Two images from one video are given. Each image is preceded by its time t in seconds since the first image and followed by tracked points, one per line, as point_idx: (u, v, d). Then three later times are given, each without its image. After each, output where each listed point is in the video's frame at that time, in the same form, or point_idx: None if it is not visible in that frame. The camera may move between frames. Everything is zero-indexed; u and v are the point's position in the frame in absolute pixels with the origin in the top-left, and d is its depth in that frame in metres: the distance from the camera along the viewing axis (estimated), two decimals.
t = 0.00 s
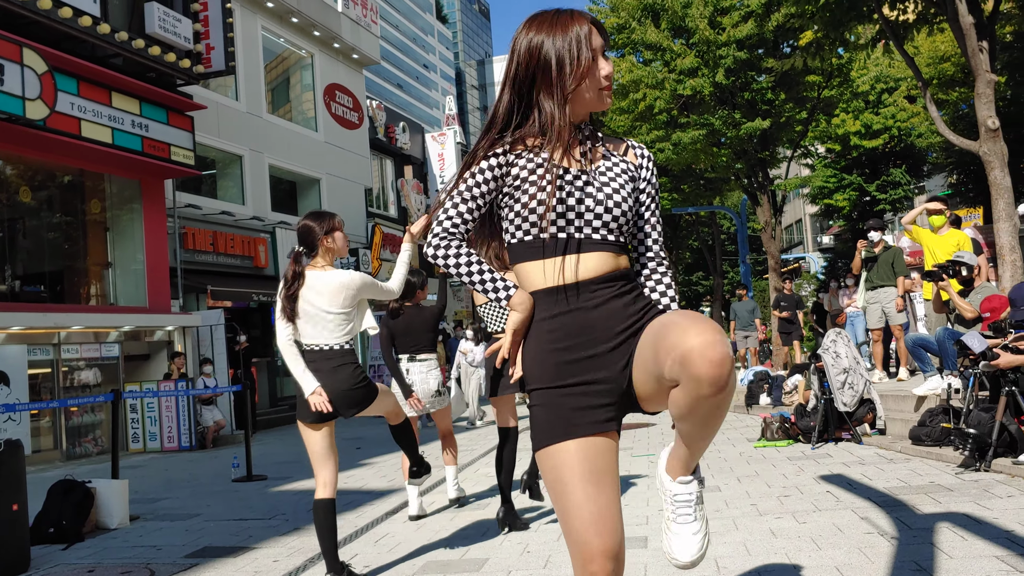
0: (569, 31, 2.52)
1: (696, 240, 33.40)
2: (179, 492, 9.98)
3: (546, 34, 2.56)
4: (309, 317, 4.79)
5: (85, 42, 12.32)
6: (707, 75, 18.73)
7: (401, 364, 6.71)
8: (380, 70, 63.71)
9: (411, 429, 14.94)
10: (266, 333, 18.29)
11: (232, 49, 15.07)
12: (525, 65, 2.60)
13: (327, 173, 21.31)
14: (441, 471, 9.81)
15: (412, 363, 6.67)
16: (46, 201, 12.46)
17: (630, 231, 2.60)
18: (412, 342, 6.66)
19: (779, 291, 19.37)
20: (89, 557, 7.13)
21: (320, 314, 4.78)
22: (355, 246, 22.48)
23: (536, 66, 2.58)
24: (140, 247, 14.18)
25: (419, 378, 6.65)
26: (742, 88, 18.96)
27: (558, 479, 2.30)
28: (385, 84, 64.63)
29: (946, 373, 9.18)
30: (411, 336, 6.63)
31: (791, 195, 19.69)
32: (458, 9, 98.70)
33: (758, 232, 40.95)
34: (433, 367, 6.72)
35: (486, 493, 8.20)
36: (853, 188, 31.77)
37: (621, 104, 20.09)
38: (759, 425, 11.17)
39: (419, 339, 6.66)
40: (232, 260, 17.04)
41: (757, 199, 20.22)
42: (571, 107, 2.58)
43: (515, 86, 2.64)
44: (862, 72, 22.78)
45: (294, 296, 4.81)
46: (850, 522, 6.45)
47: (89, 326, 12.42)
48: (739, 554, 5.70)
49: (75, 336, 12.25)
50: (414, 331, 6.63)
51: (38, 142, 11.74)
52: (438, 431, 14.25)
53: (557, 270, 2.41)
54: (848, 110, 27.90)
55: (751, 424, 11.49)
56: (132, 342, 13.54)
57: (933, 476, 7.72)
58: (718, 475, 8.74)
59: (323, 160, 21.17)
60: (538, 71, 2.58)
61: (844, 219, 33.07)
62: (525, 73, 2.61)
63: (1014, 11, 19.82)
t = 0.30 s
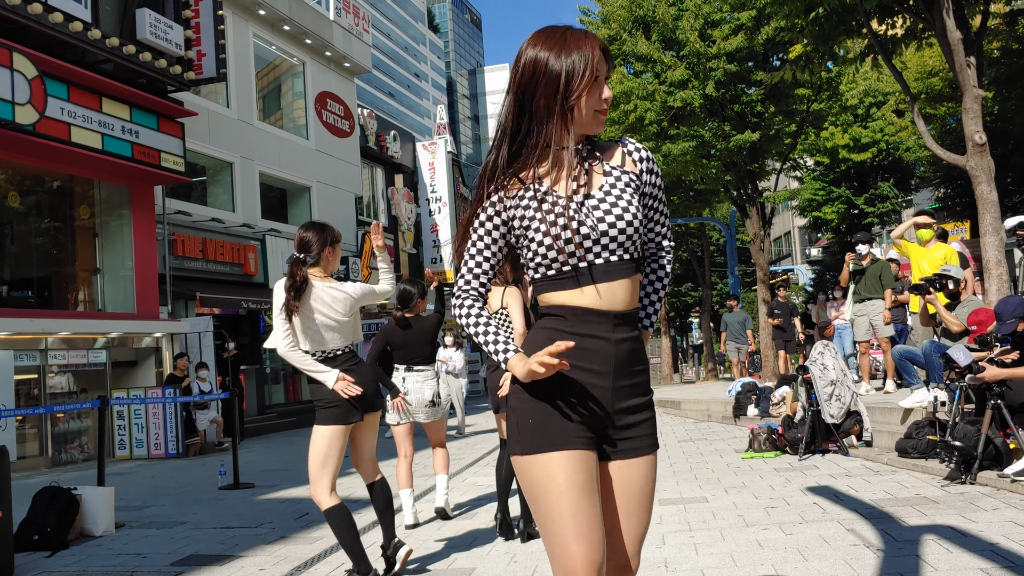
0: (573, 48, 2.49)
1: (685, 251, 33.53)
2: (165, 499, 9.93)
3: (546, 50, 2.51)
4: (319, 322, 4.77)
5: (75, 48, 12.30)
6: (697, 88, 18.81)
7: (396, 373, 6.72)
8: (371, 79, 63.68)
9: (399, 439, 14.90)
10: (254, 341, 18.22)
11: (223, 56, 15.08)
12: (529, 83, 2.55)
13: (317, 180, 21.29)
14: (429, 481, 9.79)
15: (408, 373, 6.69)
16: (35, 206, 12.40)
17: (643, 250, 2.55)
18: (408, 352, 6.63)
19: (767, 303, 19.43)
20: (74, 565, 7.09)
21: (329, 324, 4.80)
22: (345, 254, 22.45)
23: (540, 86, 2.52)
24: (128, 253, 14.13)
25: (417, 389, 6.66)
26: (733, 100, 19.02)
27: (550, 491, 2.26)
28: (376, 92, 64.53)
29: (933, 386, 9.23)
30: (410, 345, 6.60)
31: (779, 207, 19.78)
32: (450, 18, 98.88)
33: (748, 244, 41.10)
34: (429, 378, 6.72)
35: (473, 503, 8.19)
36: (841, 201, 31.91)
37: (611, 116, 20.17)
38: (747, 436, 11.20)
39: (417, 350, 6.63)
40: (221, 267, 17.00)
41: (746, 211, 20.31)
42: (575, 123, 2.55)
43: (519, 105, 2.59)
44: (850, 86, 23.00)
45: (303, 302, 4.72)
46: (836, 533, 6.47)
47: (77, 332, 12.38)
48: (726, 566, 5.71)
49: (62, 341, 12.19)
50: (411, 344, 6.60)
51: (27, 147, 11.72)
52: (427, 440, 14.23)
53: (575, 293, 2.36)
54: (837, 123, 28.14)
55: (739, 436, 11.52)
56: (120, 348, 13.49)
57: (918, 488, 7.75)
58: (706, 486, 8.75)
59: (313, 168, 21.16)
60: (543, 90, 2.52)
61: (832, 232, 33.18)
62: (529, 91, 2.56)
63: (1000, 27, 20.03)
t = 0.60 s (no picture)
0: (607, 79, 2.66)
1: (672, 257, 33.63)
2: (145, 502, 9.86)
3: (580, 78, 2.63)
4: (287, 342, 4.70)
5: (61, 47, 12.24)
6: (684, 95, 18.88)
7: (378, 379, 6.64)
8: (359, 82, 63.56)
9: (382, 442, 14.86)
10: (238, 343, 18.16)
11: (210, 57, 15.02)
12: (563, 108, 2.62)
13: (303, 183, 21.24)
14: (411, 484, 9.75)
15: (388, 376, 6.58)
16: (18, 205, 12.31)
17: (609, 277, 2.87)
18: (388, 353, 6.56)
19: (751, 310, 19.53)
20: (51, 568, 7.01)
21: (322, 342, 4.72)
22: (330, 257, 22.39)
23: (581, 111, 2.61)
24: (112, 253, 14.04)
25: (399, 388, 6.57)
26: (719, 107, 19.09)
27: (564, 553, 2.29)
28: (363, 95, 64.39)
29: (915, 394, 9.29)
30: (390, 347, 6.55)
31: (764, 215, 19.88)
32: (439, 21, 98.87)
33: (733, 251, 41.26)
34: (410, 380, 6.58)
35: (455, 508, 8.17)
36: (826, 210, 32.05)
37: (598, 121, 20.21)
38: (730, 442, 11.23)
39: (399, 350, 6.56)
40: (206, 268, 16.93)
41: (732, 218, 20.41)
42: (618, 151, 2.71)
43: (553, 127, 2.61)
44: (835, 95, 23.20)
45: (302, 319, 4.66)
46: (817, 541, 6.48)
47: (59, 332, 12.29)
48: (707, 573, 5.71)
49: (44, 342, 12.09)
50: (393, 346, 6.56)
51: (12, 146, 11.64)
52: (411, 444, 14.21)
53: (600, 326, 2.56)
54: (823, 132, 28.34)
55: (722, 442, 11.54)
56: (102, 349, 13.38)
57: (899, 496, 7.79)
58: (689, 493, 8.75)
59: (300, 171, 21.11)
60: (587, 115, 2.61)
61: (817, 240, 33.32)
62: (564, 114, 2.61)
63: (983, 39, 20.26)
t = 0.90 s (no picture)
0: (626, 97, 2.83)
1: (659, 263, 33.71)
2: (127, 506, 9.79)
3: (606, 97, 2.79)
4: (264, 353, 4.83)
5: (47, 47, 12.18)
6: (672, 101, 18.93)
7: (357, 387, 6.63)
8: (347, 85, 63.39)
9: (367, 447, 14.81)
10: (223, 346, 18.10)
11: (197, 59, 14.98)
12: (593, 123, 2.79)
13: (290, 186, 21.19)
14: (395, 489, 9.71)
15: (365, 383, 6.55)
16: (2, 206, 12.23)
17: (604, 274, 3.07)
18: (367, 360, 6.60)
19: (738, 316, 19.59)
20: (32, 571, 6.94)
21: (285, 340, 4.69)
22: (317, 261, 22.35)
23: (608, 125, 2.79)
24: (96, 255, 13.96)
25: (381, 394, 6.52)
26: (706, 114, 19.15)
27: (562, 561, 2.41)
28: (352, 99, 64.21)
29: (898, 402, 9.32)
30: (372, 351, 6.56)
31: (751, 221, 19.94)
32: (428, 26, 98.90)
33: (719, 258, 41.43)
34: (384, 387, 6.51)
35: (439, 513, 8.14)
36: (812, 217, 32.15)
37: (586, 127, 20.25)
38: (715, 449, 11.24)
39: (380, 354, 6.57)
40: (191, 271, 16.86)
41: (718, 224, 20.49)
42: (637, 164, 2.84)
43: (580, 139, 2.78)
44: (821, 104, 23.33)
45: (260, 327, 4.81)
46: (801, 547, 6.48)
47: (42, 334, 12.21)
48: None
49: (26, 344, 12.00)
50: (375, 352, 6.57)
51: None
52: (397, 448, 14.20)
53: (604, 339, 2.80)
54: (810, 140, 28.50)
55: (707, 448, 11.57)
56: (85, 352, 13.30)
57: (882, 503, 7.81)
58: (673, 499, 8.75)
59: (287, 174, 21.07)
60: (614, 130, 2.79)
61: (803, 247, 33.44)
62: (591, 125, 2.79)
63: (968, 49, 20.50)
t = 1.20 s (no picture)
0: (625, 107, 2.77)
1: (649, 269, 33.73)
2: (113, 510, 9.73)
3: (604, 102, 2.74)
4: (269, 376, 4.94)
5: (35, 49, 12.13)
6: (661, 108, 19.00)
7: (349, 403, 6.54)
8: (336, 89, 63.26)
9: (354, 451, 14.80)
10: (210, 349, 18.05)
11: (186, 62, 14.94)
12: (586, 128, 2.73)
13: (279, 190, 21.15)
14: (382, 493, 9.65)
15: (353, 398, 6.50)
16: None
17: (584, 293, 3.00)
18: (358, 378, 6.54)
19: (726, 322, 19.65)
20: None
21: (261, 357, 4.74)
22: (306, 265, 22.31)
23: (605, 134, 2.73)
24: (82, 257, 13.89)
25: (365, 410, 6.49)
26: (696, 121, 19.19)
27: (553, 569, 2.40)
28: (341, 103, 64.02)
29: (885, 408, 9.34)
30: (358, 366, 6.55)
31: (739, 228, 20.02)
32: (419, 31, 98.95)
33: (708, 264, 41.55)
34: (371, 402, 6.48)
35: (425, 517, 8.13)
36: (800, 224, 32.26)
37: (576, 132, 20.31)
38: (703, 454, 11.26)
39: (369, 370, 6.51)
40: (179, 274, 16.80)
41: (707, 231, 20.56)
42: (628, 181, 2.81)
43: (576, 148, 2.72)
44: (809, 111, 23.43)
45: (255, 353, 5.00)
46: (787, 553, 6.48)
47: (28, 337, 12.13)
48: None
49: (12, 346, 11.91)
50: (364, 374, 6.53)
51: None
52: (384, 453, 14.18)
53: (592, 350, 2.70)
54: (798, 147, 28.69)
55: (695, 454, 11.59)
56: (71, 355, 13.22)
57: (868, 509, 7.83)
58: (660, 504, 8.76)
59: (276, 178, 21.03)
60: (611, 140, 2.73)
61: (791, 254, 33.54)
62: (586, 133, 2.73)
63: (954, 58, 20.65)
